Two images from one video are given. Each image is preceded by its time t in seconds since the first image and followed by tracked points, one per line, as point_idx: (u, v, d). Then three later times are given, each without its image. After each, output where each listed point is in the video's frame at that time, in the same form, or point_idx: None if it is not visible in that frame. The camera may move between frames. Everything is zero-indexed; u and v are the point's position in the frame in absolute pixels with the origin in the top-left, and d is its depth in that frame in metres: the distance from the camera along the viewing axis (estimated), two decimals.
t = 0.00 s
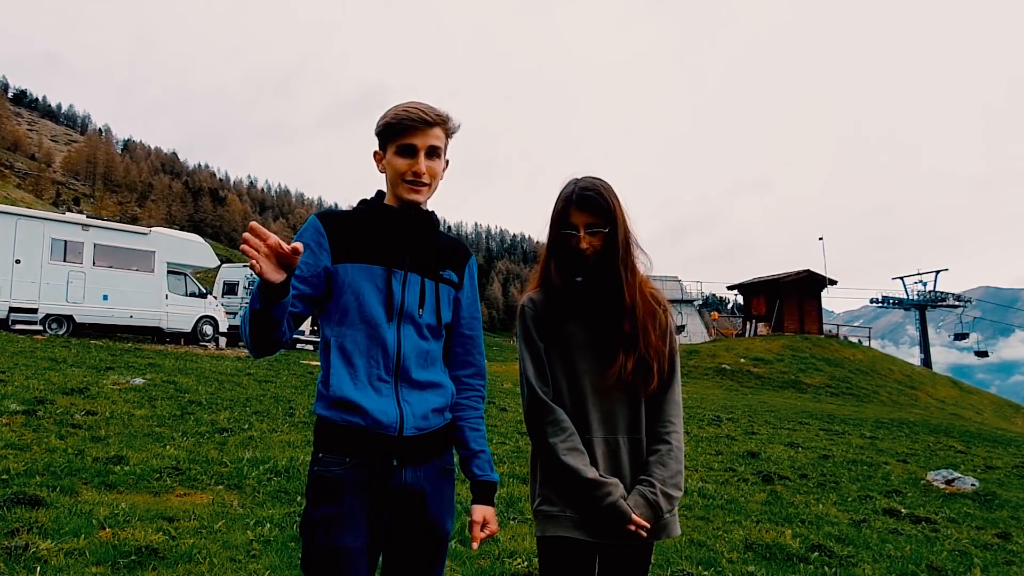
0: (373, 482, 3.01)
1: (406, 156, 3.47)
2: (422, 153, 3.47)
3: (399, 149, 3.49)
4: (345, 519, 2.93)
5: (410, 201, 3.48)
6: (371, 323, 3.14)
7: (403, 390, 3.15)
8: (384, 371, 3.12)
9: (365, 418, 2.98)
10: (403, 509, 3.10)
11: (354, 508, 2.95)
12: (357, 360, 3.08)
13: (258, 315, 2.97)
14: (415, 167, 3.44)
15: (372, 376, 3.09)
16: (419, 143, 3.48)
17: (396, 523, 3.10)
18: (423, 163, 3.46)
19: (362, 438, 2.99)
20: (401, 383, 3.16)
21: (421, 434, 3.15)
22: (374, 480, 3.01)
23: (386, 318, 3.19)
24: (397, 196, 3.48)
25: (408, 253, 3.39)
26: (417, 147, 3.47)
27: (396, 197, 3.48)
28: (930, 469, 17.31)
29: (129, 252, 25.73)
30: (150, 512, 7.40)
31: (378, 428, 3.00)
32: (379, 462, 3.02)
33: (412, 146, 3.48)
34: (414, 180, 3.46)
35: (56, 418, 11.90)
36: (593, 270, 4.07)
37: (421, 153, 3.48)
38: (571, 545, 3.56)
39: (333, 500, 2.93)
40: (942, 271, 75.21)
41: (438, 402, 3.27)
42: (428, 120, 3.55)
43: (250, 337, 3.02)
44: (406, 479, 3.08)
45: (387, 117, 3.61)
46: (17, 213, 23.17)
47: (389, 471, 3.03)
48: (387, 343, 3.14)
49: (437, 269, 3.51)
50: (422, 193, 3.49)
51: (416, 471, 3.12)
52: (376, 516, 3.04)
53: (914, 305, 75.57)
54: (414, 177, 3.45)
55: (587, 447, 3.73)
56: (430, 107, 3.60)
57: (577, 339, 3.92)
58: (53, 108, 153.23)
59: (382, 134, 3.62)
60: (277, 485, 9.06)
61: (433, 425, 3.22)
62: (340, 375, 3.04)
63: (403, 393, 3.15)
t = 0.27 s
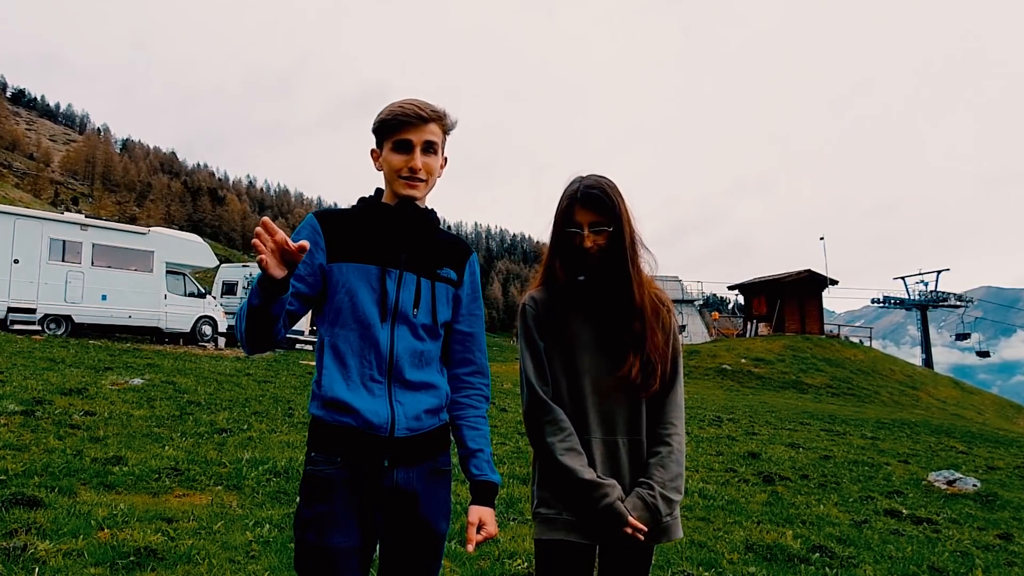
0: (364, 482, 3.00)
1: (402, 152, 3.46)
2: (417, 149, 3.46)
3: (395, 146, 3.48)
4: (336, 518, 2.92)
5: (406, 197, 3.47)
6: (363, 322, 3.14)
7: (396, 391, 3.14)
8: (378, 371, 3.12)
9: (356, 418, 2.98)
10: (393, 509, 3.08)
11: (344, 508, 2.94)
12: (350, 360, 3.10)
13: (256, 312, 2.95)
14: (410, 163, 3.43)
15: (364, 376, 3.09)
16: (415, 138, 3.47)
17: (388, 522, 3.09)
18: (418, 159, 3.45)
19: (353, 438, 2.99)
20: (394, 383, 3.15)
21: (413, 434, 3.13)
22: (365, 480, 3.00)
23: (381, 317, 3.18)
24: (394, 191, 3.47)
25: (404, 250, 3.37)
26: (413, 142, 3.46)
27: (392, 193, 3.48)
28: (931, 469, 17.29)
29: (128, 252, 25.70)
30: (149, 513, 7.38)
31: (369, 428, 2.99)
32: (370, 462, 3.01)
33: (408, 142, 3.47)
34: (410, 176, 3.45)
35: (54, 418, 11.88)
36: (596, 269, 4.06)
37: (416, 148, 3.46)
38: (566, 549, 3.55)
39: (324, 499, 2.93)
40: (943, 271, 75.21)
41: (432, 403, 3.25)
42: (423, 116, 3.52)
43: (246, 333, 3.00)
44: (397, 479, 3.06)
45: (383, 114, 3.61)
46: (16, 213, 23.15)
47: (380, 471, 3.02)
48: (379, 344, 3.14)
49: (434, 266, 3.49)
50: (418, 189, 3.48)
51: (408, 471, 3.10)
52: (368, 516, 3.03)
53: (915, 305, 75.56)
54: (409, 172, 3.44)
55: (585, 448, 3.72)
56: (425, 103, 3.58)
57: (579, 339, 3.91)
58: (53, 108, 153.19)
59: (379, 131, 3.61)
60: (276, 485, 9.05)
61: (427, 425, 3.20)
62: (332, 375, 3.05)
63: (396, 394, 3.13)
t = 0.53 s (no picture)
0: (364, 483, 2.99)
1: (415, 146, 3.46)
2: (431, 143, 3.49)
3: (406, 139, 3.47)
4: (336, 520, 2.91)
5: (414, 191, 3.48)
6: (363, 322, 3.13)
7: (396, 392, 3.13)
8: (377, 372, 3.11)
9: (356, 419, 2.97)
10: (394, 509, 3.07)
11: (343, 510, 2.93)
12: (350, 361, 3.08)
13: (255, 307, 2.94)
14: (425, 157, 3.45)
15: (364, 376, 3.08)
16: (429, 134, 3.51)
17: (388, 523, 3.07)
18: (432, 154, 3.49)
19: (353, 440, 2.97)
20: (394, 384, 3.14)
21: (413, 436, 3.12)
22: (364, 482, 2.99)
23: (381, 317, 3.17)
24: (402, 185, 3.46)
25: (404, 249, 3.37)
26: (427, 137, 3.49)
27: (402, 186, 3.46)
28: (932, 470, 17.27)
29: (126, 252, 25.69)
30: (148, 514, 7.37)
31: (370, 430, 2.99)
32: (370, 463, 2.99)
33: (422, 136, 3.48)
34: (422, 170, 3.46)
35: (53, 418, 11.87)
36: (595, 266, 4.06)
37: (430, 143, 3.50)
38: (565, 551, 3.53)
39: (324, 501, 2.92)
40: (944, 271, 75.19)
41: (432, 403, 3.24)
42: (435, 114, 3.57)
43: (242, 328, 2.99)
44: (397, 480, 3.05)
45: (388, 110, 3.59)
46: (15, 212, 23.12)
47: (380, 473, 3.01)
48: (380, 344, 3.13)
49: (434, 265, 3.49)
50: (425, 184, 3.50)
51: (408, 472, 3.09)
52: (368, 518, 3.02)
53: (916, 305, 75.54)
54: (422, 166, 3.45)
55: (585, 450, 3.71)
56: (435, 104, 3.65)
57: (578, 337, 3.90)
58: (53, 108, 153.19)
59: (383, 125, 3.57)
60: (275, 486, 9.03)
61: (426, 426, 3.19)
62: (332, 376, 3.04)
63: (396, 395, 3.13)
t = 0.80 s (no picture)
0: (365, 484, 2.98)
1: (418, 145, 3.46)
2: (435, 144, 3.49)
3: (411, 139, 3.46)
4: (338, 520, 2.90)
5: (416, 190, 3.47)
6: (365, 321, 3.10)
7: (396, 392, 3.12)
8: (378, 371, 3.09)
9: (358, 419, 2.95)
10: (395, 510, 3.06)
11: (344, 510, 2.91)
12: (351, 360, 3.05)
13: (246, 308, 2.87)
14: (427, 157, 3.45)
15: (365, 376, 3.05)
16: (432, 135, 3.50)
17: (389, 523, 3.06)
18: (435, 154, 3.49)
19: (355, 440, 2.96)
20: (394, 384, 3.13)
21: (414, 436, 3.12)
22: (366, 482, 2.98)
23: (382, 316, 3.15)
24: (405, 182, 3.45)
25: (405, 248, 3.36)
26: (432, 137, 3.49)
27: (404, 185, 3.45)
28: (934, 471, 17.25)
29: (125, 252, 25.67)
30: (146, 514, 7.36)
31: (371, 430, 2.97)
32: (371, 464, 2.98)
33: (425, 137, 3.48)
34: (425, 170, 3.46)
35: (51, 419, 11.86)
36: (595, 264, 4.04)
37: (433, 143, 3.49)
38: (565, 553, 3.53)
39: (325, 502, 2.89)
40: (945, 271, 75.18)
41: (432, 404, 3.25)
42: (439, 114, 3.57)
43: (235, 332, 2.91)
44: (399, 480, 3.05)
45: (391, 107, 3.57)
46: (14, 212, 23.10)
47: (382, 472, 3.00)
48: (382, 344, 3.11)
49: (434, 265, 3.49)
50: (427, 184, 3.50)
51: (410, 472, 3.09)
52: (368, 518, 3.00)
53: (917, 305, 75.53)
54: (424, 166, 3.45)
55: (587, 450, 3.70)
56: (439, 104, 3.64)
57: (577, 336, 3.89)
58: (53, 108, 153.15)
59: (386, 123, 3.55)
60: (274, 487, 9.03)
61: (427, 426, 3.20)
62: (333, 376, 3.00)
63: (397, 395, 3.12)
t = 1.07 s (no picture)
0: (367, 484, 2.96)
1: (420, 146, 3.45)
2: (437, 145, 3.49)
3: (412, 139, 3.45)
4: (339, 522, 2.89)
5: (417, 191, 3.47)
6: (366, 321, 3.09)
7: (398, 392, 3.11)
8: (380, 371, 3.07)
9: (360, 419, 2.94)
10: (396, 511, 3.04)
11: (346, 511, 2.91)
12: (351, 360, 3.03)
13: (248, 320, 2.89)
14: (429, 158, 3.45)
15: (366, 376, 3.04)
16: (434, 135, 3.50)
17: (391, 525, 3.05)
18: (437, 156, 3.49)
19: (357, 440, 2.94)
20: (395, 384, 3.12)
21: (416, 435, 3.12)
22: (368, 482, 2.96)
23: (383, 316, 3.14)
24: (405, 182, 3.45)
25: (405, 247, 3.35)
26: (434, 139, 3.49)
27: (404, 185, 3.45)
28: (935, 472, 17.24)
29: (123, 251, 25.66)
30: (146, 515, 7.36)
31: (373, 430, 2.96)
32: (373, 464, 2.97)
33: (428, 137, 3.47)
34: (425, 171, 3.46)
35: (50, 419, 11.85)
36: (598, 267, 4.03)
37: (435, 144, 3.49)
38: (581, 550, 3.48)
39: (328, 503, 2.88)
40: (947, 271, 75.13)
41: (432, 403, 3.25)
42: (442, 115, 3.56)
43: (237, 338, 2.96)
44: (401, 480, 3.04)
45: (394, 104, 3.56)
46: (12, 212, 23.08)
47: (384, 473, 2.99)
48: (384, 344, 3.09)
49: (434, 265, 3.48)
50: (428, 184, 3.50)
51: (411, 472, 3.08)
52: (369, 519, 2.99)
53: (919, 305, 75.52)
54: (426, 167, 3.45)
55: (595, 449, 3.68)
56: (442, 105, 3.63)
57: (583, 339, 3.87)
58: (52, 107, 153.03)
59: (388, 121, 3.54)
60: (273, 487, 9.02)
61: (427, 425, 3.19)
62: (333, 376, 2.98)
63: (398, 395, 3.11)
